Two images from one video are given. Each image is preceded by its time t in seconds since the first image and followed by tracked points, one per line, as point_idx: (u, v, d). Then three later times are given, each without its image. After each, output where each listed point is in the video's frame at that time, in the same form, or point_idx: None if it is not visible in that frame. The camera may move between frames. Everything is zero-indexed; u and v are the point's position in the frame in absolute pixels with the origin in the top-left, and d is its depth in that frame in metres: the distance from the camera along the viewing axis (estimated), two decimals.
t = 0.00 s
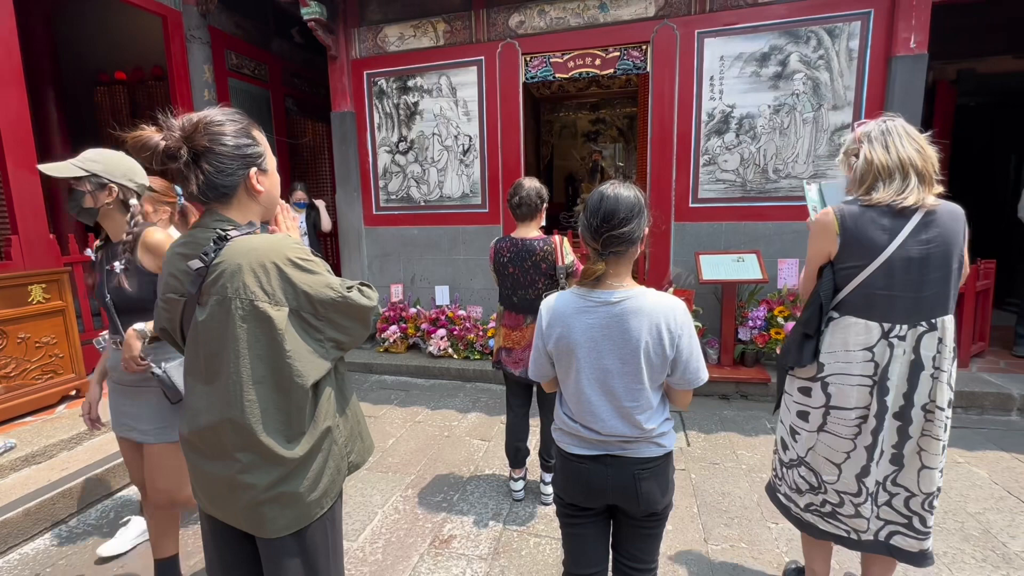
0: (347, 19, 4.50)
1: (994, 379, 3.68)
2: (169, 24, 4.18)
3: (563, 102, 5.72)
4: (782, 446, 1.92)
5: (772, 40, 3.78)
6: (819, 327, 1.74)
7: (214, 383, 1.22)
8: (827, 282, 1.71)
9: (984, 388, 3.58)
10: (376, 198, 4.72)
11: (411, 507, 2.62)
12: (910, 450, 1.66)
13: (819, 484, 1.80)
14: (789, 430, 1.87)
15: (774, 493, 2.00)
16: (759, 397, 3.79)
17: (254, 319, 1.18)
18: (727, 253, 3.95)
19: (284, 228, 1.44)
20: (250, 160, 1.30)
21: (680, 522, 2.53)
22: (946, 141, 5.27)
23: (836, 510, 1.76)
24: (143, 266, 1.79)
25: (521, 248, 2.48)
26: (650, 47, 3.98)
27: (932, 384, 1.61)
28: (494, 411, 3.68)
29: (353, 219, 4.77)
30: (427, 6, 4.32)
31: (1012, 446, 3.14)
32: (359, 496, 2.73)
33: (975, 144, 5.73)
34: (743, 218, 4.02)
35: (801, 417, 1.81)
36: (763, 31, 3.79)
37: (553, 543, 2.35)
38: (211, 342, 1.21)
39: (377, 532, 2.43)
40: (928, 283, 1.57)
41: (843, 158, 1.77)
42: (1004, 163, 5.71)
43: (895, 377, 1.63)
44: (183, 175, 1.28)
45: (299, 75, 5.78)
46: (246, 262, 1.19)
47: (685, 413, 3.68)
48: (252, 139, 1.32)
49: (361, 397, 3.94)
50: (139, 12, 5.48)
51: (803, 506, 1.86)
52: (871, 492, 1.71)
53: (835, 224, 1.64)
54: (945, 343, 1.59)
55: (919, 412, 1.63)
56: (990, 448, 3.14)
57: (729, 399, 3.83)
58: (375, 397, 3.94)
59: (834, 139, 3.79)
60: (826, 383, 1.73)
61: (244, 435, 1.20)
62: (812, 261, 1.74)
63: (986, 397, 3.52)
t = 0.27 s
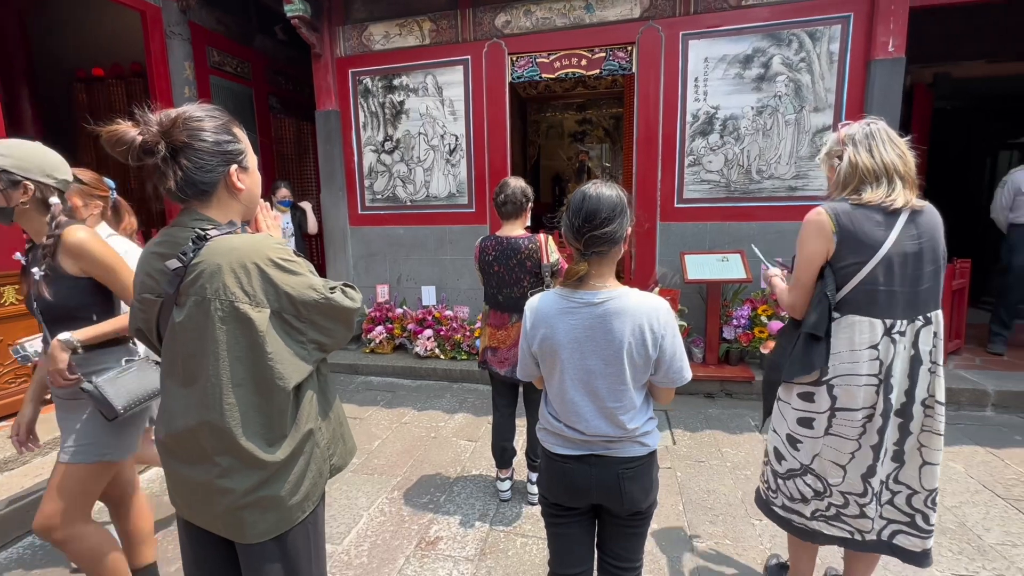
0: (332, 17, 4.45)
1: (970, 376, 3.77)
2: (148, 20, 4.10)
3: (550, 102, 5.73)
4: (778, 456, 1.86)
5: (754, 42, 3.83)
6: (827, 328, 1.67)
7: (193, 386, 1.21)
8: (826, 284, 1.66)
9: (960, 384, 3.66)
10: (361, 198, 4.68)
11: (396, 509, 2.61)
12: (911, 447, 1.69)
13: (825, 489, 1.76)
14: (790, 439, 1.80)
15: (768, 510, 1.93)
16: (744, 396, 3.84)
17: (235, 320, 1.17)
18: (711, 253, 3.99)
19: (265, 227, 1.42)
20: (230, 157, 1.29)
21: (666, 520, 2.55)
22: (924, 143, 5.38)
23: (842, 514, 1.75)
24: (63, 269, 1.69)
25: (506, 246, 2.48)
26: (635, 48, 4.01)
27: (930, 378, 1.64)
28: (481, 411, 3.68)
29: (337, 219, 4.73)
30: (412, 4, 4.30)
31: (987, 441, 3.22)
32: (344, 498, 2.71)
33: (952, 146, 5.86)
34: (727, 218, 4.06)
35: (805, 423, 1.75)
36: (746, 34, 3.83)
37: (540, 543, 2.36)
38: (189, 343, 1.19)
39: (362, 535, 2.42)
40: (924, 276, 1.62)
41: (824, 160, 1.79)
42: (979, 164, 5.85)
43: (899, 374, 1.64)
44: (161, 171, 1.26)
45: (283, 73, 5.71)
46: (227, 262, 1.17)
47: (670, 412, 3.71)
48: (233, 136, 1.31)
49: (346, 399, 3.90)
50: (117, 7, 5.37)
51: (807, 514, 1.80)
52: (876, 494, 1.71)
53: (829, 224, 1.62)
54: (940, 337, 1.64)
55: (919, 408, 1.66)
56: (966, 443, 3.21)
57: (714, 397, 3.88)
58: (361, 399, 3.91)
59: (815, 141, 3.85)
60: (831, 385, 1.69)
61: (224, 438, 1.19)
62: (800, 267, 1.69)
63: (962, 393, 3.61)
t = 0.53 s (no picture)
0: (310, 14, 4.39)
1: (939, 372, 3.89)
2: (118, 14, 4.00)
3: (532, 103, 5.74)
4: (768, 467, 1.84)
5: (732, 46, 3.89)
6: (813, 323, 1.67)
7: (161, 390, 1.19)
8: (806, 280, 1.67)
9: (930, 380, 3.77)
10: (341, 198, 4.62)
11: (377, 512, 2.59)
12: (894, 442, 1.72)
13: (819, 494, 1.75)
14: (779, 446, 1.79)
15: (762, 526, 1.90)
16: (723, 394, 3.90)
17: (204, 323, 1.15)
18: (691, 253, 4.04)
19: (237, 227, 1.41)
20: (198, 156, 1.27)
21: (646, 518, 2.58)
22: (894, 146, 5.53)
23: (837, 518, 1.75)
24: None
25: (485, 246, 2.49)
26: (615, 50, 4.04)
27: (904, 373, 1.69)
28: (463, 413, 3.66)
29: (316, 219, 4.66)
30: (392, 3, 4.26)
31: (956, 435, 3.32)
32: (323, 503, 2.67)
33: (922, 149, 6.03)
34: (705, 219, 4.12)
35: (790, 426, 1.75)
36: (723, 37, 3.89)
37: (521, 544, 2.36)
38: (157, 347, 1.17)
39: (342, 540, 2.39)
40: (893, 273, 1.66)
41: (795, 161, 1.83)
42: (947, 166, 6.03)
43: (876, 368, 1.68)
44: (126, 169, 1.23)
45: (260, 70, 5.61)
46: (195, 263, 1.15)
47: (651, 411, 3.75)
48: (201, 135, 1.28)
49: (326, 402, 3.85)
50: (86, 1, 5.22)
51: (805, 521, 1.79)
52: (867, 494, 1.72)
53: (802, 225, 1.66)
54: (910, 330, 1.69)
55: (897, 401, 1.70)
56: (936, 438, 3.31)
57: (694, 396, 3.93)
58: (341, 401, 3.87)
59: (791, 143, 3.93)
60: (814, 384, 1.69)
61: (193, 443, 1.17)
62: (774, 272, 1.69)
63: (932, 389, 3.72)
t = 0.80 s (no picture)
0: (284, 12, 4.32)
1: (905, 369, 4.02)
2: (81, 8, 3.86)
3: (510, 104, 5.75)
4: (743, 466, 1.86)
5: (706, 50, 3.95)
6: (777, 317, 1.70)
7: (122, 398, 1.16)
8: (769, 277, 1.70)
9: (896, 376, 3.90)
10: (317, 199, 4.55)
11: (353, 518, 2.56)
12: (852, 437, 1.77)
13: (789, 492, 1.77)
14: (748, 444, 1.82)
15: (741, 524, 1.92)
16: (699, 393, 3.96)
17: (166, 328, 1.13)
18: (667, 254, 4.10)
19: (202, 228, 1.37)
20: (159, 156, 1.24)
21: (625, 517, 2.60)
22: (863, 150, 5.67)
23: (806, 518, 1.76)
24: None
25: (462, 246, 2.48)
26: (593, 53, 4.06)
27: (858, 368, 1.75)
28: (442, 415, 3.65)
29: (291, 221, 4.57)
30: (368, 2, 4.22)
31: (921, 429, 3.44)
32: (299, 510, 2.63)
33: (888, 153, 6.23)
34: (682, 220, 4.18)
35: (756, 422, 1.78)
36: (698, 42, 3.95)
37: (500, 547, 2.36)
38: (117, 354, 1.14)
39: (317, 547, 2.35)
40: (845, 272, 1.72)
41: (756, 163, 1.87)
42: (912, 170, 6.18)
43: (833, 364, 1.72)
44: (81, 168, 1.20)
45: (232, 68, 5.49)
46: (156, 267, 1.14)
47: (629, 411, 3.79)
48: (163, 134, 1.25)
49: (302, 406, 3.79)
50: None
51: (779, 522, 1.80)
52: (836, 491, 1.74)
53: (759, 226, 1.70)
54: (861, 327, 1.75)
55: (852, 396, 1.75)
56: (902, 432, 3.42)
57: (671, 395, 3.98)
58: (317, 406, 3.81)
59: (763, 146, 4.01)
60: (777, 379, 1.72)
61: (156, 452, 1.14)
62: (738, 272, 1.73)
63: (899, 385, 3.84)
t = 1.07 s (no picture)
0: (255, 10, 4.23)
1: (871, 366, 4.15)
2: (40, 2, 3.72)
3: (488, 107, 5.75)
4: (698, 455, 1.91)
5: (680, 55, 4.02)
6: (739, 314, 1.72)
7: (78, 409, 1.13)
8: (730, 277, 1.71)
9: (863, 373, 4.03)
10: (291, 201, 4.47)
11: (328, 526, 2.52)
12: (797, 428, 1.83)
13: (739, 485, 1.81)
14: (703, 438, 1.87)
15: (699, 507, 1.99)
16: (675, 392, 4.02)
17: (126, 336, 1.11)
18: (643, 255, 4.15)
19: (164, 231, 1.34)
20: (118, 156, 1.21)
21: (602, 518, 2.63)
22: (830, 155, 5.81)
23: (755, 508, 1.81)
24: None
25: (438, 248, 2.47)
26: (569, 56, 4.09)
27: (802, 362, 1.81)
28: (419, 419, 3.62)
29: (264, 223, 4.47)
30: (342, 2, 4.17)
31: (886, 425, 3.56)
32: (272, 519, 2.58)
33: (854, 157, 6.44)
34: (657, 222, 4.24)
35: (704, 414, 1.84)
36: (672, 47, 4.02)
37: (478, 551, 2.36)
38: (73, 364, 1.12)
39: (291, 557, 2.31)
40: (793, 272, 1.76)
41: (709, 168, 1.91)
42: (876, 174, 6.37)
43: (782, 359, 1.77)
44: (33, 169, 1.16)
45: (202, 66, 5.36)
46: (113, 273, 1.12)
47: (607, 411, 3.83)
48: (122, 134, 1.22)
49: (276, 412, 3.72)
50: None
51: (730, 512, 1.84)
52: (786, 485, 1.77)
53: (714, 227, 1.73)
54: (806, 324, 1.80)
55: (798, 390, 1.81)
56: (869, 428, 3.53)
57: (648, 395, 4.04)
58: (292, 412, 3.74)
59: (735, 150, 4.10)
60: (732, 377, 1.79)
61: (115, 465, 1.12)
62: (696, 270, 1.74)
63: (865, 381, 3.97)
